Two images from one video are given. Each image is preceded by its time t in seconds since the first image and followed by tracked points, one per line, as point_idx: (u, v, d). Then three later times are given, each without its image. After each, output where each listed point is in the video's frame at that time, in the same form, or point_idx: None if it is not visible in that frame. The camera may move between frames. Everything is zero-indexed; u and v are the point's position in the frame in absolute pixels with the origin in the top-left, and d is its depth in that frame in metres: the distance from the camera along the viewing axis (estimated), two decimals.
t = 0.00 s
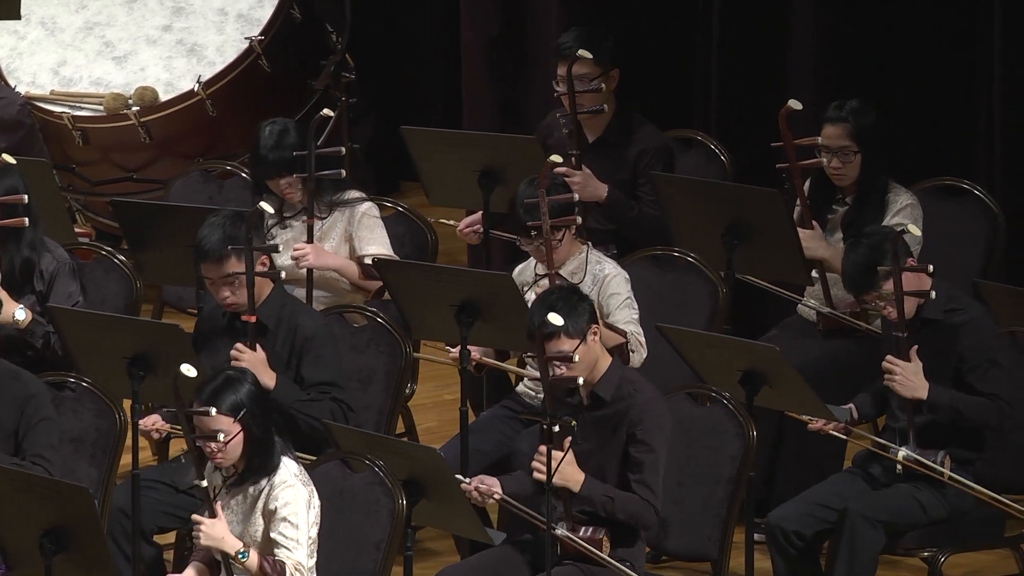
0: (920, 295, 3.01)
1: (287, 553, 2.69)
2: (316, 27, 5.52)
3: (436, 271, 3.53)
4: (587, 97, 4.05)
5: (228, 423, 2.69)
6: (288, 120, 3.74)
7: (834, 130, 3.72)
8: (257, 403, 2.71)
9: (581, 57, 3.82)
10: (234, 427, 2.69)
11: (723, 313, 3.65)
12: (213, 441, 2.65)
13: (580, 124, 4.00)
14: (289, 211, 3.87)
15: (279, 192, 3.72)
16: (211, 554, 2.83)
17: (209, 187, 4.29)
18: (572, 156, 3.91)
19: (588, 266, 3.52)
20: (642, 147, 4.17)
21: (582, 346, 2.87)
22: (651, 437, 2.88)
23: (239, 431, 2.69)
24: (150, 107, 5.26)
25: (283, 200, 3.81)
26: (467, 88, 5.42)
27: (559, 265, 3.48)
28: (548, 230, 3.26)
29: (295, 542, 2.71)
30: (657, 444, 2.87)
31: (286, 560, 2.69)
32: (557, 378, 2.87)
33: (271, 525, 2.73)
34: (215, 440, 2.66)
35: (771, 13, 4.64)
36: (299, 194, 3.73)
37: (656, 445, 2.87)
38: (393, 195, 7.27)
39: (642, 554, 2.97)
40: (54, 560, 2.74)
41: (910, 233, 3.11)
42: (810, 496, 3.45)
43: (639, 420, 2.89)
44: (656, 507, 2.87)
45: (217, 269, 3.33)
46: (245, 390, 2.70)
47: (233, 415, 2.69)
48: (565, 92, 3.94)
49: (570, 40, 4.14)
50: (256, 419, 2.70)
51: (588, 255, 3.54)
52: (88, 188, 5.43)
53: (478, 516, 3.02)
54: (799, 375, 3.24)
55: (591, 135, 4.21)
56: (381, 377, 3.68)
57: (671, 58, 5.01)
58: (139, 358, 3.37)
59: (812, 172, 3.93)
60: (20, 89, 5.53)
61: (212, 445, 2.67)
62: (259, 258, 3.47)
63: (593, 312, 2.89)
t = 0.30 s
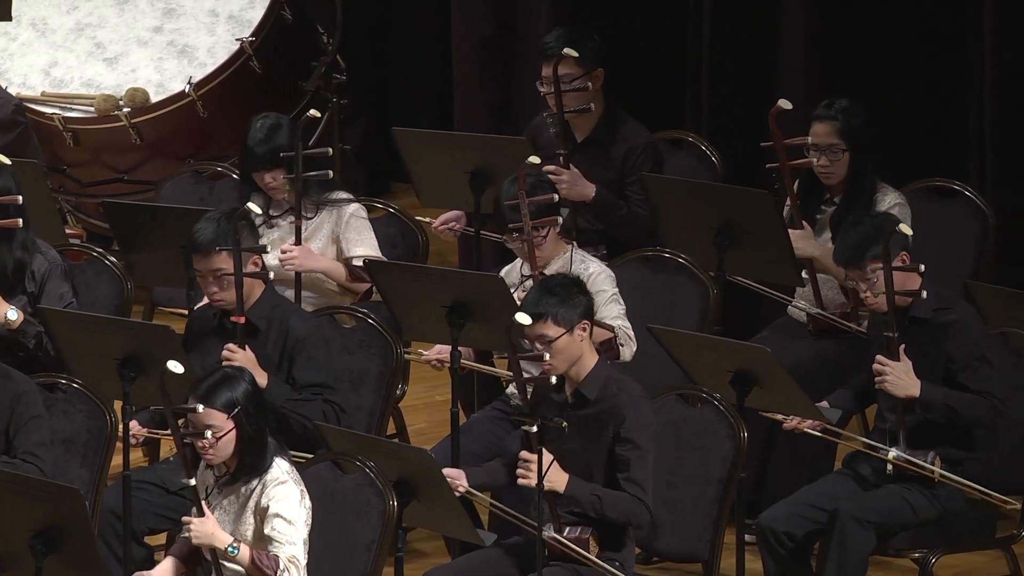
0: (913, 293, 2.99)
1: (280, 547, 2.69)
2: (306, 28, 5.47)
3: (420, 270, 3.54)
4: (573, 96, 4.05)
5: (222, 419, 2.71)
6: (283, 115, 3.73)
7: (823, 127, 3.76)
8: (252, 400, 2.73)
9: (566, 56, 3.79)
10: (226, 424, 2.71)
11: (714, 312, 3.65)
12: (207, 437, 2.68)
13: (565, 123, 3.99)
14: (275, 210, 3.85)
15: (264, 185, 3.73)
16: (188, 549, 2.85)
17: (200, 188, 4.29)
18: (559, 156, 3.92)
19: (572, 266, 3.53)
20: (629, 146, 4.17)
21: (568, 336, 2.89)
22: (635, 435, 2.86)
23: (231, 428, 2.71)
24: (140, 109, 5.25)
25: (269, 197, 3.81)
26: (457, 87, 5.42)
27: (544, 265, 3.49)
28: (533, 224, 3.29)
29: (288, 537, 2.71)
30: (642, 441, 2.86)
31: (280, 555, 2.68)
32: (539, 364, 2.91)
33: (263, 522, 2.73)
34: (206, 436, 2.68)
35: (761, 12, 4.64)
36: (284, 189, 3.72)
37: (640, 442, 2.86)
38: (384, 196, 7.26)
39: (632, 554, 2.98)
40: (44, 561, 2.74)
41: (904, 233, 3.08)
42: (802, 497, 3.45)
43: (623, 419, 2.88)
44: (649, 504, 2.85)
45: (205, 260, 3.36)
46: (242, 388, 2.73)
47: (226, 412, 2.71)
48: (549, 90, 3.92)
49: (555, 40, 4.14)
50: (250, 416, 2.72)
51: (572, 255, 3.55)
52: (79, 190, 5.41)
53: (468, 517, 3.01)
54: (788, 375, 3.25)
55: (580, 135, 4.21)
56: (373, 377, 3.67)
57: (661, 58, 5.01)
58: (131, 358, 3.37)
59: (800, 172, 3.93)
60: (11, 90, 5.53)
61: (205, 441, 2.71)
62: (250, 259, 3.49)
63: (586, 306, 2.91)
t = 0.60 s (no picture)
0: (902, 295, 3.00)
1: (273, 543, 2.69)
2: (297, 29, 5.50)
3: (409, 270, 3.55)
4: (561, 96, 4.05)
5: (216, 415, 2.73)
6: (275, 113, 3.75)
7: (814, 125, 3.76)
8: (248, 399, 2.75)
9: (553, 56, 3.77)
10: (221, 420, 2.73)
11: (705, 314, 3.65)
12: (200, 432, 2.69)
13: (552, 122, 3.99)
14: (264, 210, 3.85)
15: (252, 183, 3.73)
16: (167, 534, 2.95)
17: (191, 189, 4.29)
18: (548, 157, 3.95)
19: (563, 266, 3.53)
20: (619, 145, 4.16)
21: (544, 336, 2.89)
22: (618, 432, 2.87)
23: (225, 425, 2.73)
24: (132, 110, 5.24)
25: (257, 196, 3.80)
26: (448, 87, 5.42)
27: (533, 264, 3.49)
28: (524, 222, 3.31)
29: (282, 534, 2.71)
30: (624, 438, 2.87)
31: (273, 551, 2.69)
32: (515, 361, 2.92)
33: (257, 520, 2.74)
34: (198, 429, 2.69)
35: (748, 13, 4.66)
36: (271, 188, 3.74)
37: (624, 440, 2.87)
38: (374, 196, 7.26)
39: (622, 553, 2.99)
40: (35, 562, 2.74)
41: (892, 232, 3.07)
42: (793, 498, 3.45)
43: (606, 417, 2.88)
44: (638, 500, 2.85)
45: (195, 254, 3.43)
46: (239, 387, 2.75)
47: (222, 408, 2.73)
48: (537, 90, 3.92)
49: (542, 40, 4.13)
50: (244, 414, 2.74)
51: (563, 255, 3.55)
52: (71, 191, 5.43)
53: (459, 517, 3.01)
54: (779, 376, 3.26)
55: (570, 135, 4.21)
56: (364, 378, 3.68)
57: (649, 58, 5.01)
58: (122, 359, 3.37)
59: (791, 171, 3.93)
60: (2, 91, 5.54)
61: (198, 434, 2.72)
62: (242, 260, 3.52)
63: (565, 307, 2.91)
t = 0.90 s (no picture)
0: (886, 291, 3.01)
1: (262, 539, 2.68)
2: (287, 29, 5.51)
3: (396, 271, 3.56)
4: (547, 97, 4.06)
5: (207, 406, 2.73)
6: (264, 112, 3.75)
7: (802, 124, 3.76)
8: (242, 396, 2.76)
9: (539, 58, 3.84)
10: (210, 411, 2.73)
11: (693, 313, 3.65)
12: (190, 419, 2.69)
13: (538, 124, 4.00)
14: (252, 211, 3.85)
15: (238, 181, 3.72)
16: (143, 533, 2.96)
17: (178, 189, 4.29)
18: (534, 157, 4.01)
19: (553, 267, 3.52)
20: (606, 145, 4.17)
21: (523, 332, 2.92)
22: (596, 430, 2.88)
23: (213, 417, 2.73)
24: (120, 110, 5.24)
25: (246, 195, 3.80)
26: (436, 89, 5.43)
27: (523, 263, 3.49)
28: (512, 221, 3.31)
29: (271, 532, 2.70)
30: (603, 436, 2.88)
31: (263, 547, 2.67)
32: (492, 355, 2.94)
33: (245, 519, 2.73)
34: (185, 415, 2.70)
35: (737, 13, 4.68)
36: (258, 187, 3.73)
37: (603, 439, 2.88)
38: (362, 198, 7.27)
39: (608, 552, 3.00)
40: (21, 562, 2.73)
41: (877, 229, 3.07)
42: (779, 499, 3.45)
43: (583, 417, 2.90)
44: (621, 497, 2.86)
45: (184, 249, 3.41)
46: (236, 385, 2.76)
47: (212, 399, 2.73)
48: (523, 91, 3.92)
49: (528, 40, 4.15)
50: (235, 408, 2.74)
51: (553, 255, 3.54)
52: (58, 191, 5.42)
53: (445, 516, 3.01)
54: (765, 374, 3.26)
55: (557, 136, 4.21)
56: (351, 378, 3.68)
57: (636, 58, 5.02)
58: (109, 359, 3.38)
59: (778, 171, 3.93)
60: None
61: (186, 422, 2.73)
62: (229, 259, 3.50)
63: (544, 305, 2.93)
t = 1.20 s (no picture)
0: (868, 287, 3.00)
1: (252, 539, 2.68)
2: (274, 28, 5.47)
3: (383, 271, 3.55)
4: (532, 98, 4.07)
5: (200, 396, 2.76)
6: (252, 111, 3.74)
7: (789, 125, 3.77)
8: (236, 391, 2.78)
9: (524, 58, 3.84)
10: (203, 400, 2.76)
11: (680, 313, 3.65)
12: (182, 406, 2.73)
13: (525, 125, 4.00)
14: (239, 210, 3.84)
15: (225, 180, 3.71)
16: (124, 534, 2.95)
17: (166, 189, 4.30)
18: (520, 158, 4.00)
19: (541, 267, 3.51)
20: (592, 145, 4.17)
21: (504, 329, 2.93)
22: (577, 428, 2.88)
23: (206, 406, 2.75)
24: (106, 110, 5.23)
25: (232, 195, 3.80)
26: (423, 90, 5.43)
27: (512, 262, 3.47)
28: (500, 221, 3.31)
29: (260, 530, 2.69)
30: (585, 434, 2.88)
31: (253, 546, 2.66)
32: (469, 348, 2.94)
33: (233, 518, 2.73)
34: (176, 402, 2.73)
35: (721, 17, 4.67)
36: (245, 186, 3.72)
37: (584, 436, 2.88)
38: (350, 198, 7.28)
39: (595, 552, 3.02)
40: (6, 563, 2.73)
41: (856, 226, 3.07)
42: (764, 499, 3.45)
43: (564, 416, 2.90)
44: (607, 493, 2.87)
45: (172, 247, 3.43)
46: (237, 384, 2.78)
47: (206, 390, 2.75)
48: (509, 91, 3.92)
49: (515, 40, 4.17)
50: (227, 401, 2.76)
51: (541, 255, 3.53)
52: (45, 192, 5.42)
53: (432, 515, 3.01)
54: (751, 374, 3.26)
55: (542, 135, 4.21)
56: (338, 379, 3.68)
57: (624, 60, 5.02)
58: (96, 359, 3.37)
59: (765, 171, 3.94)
60: None
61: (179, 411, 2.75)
62: (216, 260, 3.50)
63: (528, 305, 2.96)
